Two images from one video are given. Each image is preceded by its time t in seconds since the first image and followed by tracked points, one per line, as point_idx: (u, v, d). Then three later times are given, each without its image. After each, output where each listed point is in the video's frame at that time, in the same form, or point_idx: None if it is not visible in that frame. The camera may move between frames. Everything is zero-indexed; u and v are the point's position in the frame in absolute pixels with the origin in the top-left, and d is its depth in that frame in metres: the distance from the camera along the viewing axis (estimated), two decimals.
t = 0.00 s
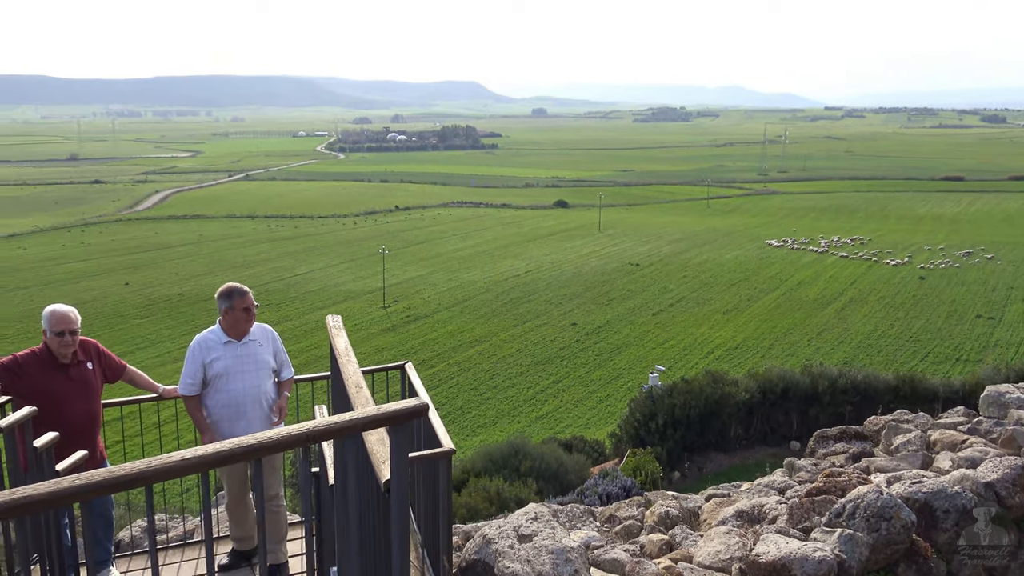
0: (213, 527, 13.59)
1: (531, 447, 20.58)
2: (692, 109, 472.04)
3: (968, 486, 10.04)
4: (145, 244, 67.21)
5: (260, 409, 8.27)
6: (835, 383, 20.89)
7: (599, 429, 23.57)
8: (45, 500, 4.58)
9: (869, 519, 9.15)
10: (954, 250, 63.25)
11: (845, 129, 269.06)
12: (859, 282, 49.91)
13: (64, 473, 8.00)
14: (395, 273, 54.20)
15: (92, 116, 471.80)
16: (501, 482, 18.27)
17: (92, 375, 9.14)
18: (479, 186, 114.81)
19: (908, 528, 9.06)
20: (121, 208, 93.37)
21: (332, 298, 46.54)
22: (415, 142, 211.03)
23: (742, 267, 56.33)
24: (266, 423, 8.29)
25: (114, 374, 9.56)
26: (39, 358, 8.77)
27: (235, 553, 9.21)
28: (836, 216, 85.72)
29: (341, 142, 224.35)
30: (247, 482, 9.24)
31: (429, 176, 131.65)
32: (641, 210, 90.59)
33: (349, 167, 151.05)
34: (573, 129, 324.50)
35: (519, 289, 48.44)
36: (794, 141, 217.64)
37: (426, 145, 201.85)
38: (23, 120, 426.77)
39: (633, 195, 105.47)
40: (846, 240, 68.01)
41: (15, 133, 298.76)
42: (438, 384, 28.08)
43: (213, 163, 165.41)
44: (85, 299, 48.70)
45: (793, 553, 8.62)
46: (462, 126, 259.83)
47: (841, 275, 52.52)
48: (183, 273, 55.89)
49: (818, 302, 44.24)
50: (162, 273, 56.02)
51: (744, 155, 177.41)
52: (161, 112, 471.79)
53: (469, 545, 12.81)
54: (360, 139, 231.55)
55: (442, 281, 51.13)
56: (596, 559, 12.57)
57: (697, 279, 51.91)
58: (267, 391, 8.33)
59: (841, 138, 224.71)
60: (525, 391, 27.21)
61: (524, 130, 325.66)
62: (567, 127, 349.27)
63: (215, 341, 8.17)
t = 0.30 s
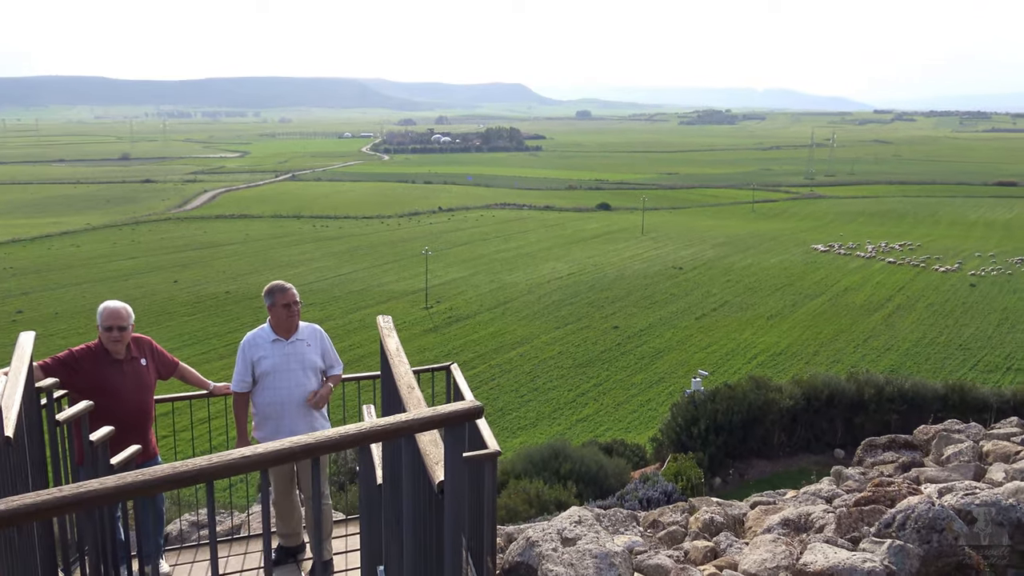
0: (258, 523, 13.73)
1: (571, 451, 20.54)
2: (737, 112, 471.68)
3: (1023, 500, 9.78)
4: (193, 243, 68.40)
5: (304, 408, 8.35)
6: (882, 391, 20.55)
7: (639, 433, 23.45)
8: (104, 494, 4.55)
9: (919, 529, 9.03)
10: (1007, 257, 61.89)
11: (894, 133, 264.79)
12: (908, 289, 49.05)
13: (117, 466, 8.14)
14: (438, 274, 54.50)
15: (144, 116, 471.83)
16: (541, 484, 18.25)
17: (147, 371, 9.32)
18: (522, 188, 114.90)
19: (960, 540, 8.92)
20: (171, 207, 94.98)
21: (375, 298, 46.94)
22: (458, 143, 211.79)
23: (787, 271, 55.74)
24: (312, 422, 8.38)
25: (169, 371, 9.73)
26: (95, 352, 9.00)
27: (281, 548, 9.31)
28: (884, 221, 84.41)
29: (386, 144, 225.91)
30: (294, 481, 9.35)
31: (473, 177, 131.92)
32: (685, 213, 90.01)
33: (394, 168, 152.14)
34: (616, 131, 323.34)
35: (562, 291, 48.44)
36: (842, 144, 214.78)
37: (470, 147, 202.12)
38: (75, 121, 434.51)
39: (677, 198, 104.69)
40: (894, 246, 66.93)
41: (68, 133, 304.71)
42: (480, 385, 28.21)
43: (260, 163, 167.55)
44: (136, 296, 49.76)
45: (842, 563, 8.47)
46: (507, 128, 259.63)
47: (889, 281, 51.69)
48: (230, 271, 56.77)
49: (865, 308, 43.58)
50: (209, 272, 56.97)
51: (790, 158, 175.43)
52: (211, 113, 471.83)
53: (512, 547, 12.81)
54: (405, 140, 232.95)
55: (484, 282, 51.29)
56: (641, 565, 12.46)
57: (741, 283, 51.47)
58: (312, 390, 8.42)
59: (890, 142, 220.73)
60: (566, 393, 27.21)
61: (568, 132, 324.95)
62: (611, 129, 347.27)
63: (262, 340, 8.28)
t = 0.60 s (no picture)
0: (304, 518, 13.81)
1: (613, 453, 20.45)
2: (784, 113, 470.87)
3: None
4: (239, 241, 69.39)
5: (342, 408, 8.39)
6: (930, 398, 20.16)
7: (681, 437, 23.27)
8: (162, 489, 4.67)
9: (974, 542, 8.78)
10: None
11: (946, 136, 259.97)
12: (959, 294, 48.12)
13: (166, 461, 8.24)
14: (480, 274, 54.66)
15: (192, 117, 471.85)
16: (582, 486, 18.18)
17: (198, 367, 9.40)
18: (565, 189, 114.66)
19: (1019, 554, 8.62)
20: (217, 206, 96.34)
21: (417, 298, 47.19)
22: (502, 145, 212.13)
23: (834, 275, 54.96)
24: (348, 423, 8.39)
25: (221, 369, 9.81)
26: (145, 349, 9.14)
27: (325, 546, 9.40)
28: (934, 225, 82.85)
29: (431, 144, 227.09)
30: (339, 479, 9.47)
31: (516, 177, 132.00)
32: (729, 215, 89.22)
33: (438, 168, 152.85)
34: (660, 133, 321.77)
35: (604, 293, 48.31)
36: (893, 147, 211.30)
37: (514, 148, 201.97)
38: (124, 121, 440.54)
39: (722, 200, 103.70)
40: (944, 250, 65.64)
41: (121, 133, 309.20)
42: (521, 386, 28.27)
43: (306, 163, 169.27)
44: (183, 292, 50.63)
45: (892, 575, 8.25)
46: (550, 127, 258.86)
47: (939, 286, 50.72)
48: (275, 270, 57.45)
49: (914, 313, 42.85)
50: (254, 270, 57.75)
51: (838, 160, 173.00)
52: (257, 113, 471.82)
53: (556, 549, 12.77)
54: (449, 141, 233.92)
55: (526, 283, 51.34)
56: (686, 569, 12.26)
57: (786, 287, 50.92)
58: (353, 390, 8.45)
59: (941, 144, 216.42)
60: (607, 395, 27.15)
61: (611, 133, 323.89)
62: (655, 130, 344.49)
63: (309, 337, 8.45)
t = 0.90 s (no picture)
0: (348, 515, 13.87)
1: (653, 456, 20.30)
2: (830, 113, 471.71)
3: None
4: (282, 240, 70.15)
5: (378, 401, 8.81)
6: (980, 406, 19.72)
7: (722, 440, 23.03)
8: (217, 487, 4.69)
9: None
10: None
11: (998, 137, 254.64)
12: (1010, 299, 47.02)
13: (215, 457, 8.33)
14: (520, 274, 54.68)
15: (236, 117, 471.83)
16: (622, 488, 18.06)
17: (248, 364, 9.49)
18: (606, 190, 114.22)
19: None
20: (261, 205, 97.46)
21: (458, 298, 47.33)
22: (543, 146, 211.98)
23: (880, 278, 54.09)
24: (383, 419, 8.84)
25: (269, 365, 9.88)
26: (194, 345, 9.25)
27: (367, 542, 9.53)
28: (985, 228, 81.12)
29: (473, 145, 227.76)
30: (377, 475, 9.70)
31: (557, 178, 131.92)
32: (773, 217, 88.22)
33: (479, 168, 153.09)
34: (703, 134, 319.46)
35: (645, 294, 48.08)
36: (942, 148, 207.61)
37: (555, 147, 201.32)
38: (169, 122, 445.18)
39: (764, 201, 102.54)
40: (994, 254, 64.25)
41: (167, 133, 313.22)
42: (561, 387, 28.26)
43: (348, 163, 170.42)
44: (227, 290, 51.33)
45: None
46: (592, 128, 257.98)
47: (989, 291, 49.64)
48: (317, 268, 57.98)
49: (962, 318, 41.95)
50: (296, 268, 58.36)
51: (885, 162, 170.33)
52: (301, 113, 471.80)
53: (599, 550, 12.71)
54: (490, 141, 234.26)
55: (566, 284, 51.26)
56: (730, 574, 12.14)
57: (830, 290, 50.20)
58: (388, 387, 8.85)
59: (994, 146, 212.04)
60: (647, 397, 26.98)
61: (653, 134, 321.86)
62: (697, 130, 341.13)
63: (350, 333, 8.96)
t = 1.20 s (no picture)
0: (388, 513, 13.89)
1: (692, 459, 20.13)
2: (875, 115, 471.71)
3: None
4: (323, 239, 70.83)
5: (415, 397, 8.91)
6: None
7: (763, 445, 22.80)
8: (266, 484, 4.69)
9: None
10: None
11: None
12: None
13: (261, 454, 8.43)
14: (559, 275, 54.65)
15: (279, 118, 471.82)
16: (661, 491, 17.92)
17: (294, 365, 9.55)
18: (646, 191, 113.56)
19: None
20: (303, 205, 98.41)
21: (498, 299, 47.45)
22: (584, 146, 211.77)
23: (926, 282, 53.16)
24: (419, 416, 8.89)
25: (317, 366, 9.91)
26: (245, 341, 9.33)
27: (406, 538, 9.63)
28: None
29: (513, 146, 228.35)
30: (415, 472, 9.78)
31: (597, 179, 131.46)
32: (816, 219, 87.16)
33: (520, 170, 153.35)
34: (745, 135, 316.85)
35: (685, 296, 47.79)
36: (992, 150, 203.75)
37: (595, 147, 200.55)
38: (213, 122, 448.99)
39: (807, 203, 101.27)
40: None
41: (213, 133, 316.96)
42: (601, 389, 28.21)
43: (389, 163, 171.58)
44: (270, 288, 51.99)
45: None
46: (633, 129, 257.07)
47: None
48: (358, 268, 58.48)
49: (1010, 323, 41.00)
50: (337, 267, 58.91)
51: (933, 163, 167.54)
52: (343, 114, 471.81)
53: (640, 554, 12.65)
54: (531, 142, 234.55)
55: (605, 285, 51.15)
56: None
57: (874, 293, 49.42)
58: (425, 385, 8.91)
59: None
60: (686, 400, 26.80)
61: (695, 134, 319.57)
62: (739, 132, 337.50)
63: (393, 330, 9.10)
